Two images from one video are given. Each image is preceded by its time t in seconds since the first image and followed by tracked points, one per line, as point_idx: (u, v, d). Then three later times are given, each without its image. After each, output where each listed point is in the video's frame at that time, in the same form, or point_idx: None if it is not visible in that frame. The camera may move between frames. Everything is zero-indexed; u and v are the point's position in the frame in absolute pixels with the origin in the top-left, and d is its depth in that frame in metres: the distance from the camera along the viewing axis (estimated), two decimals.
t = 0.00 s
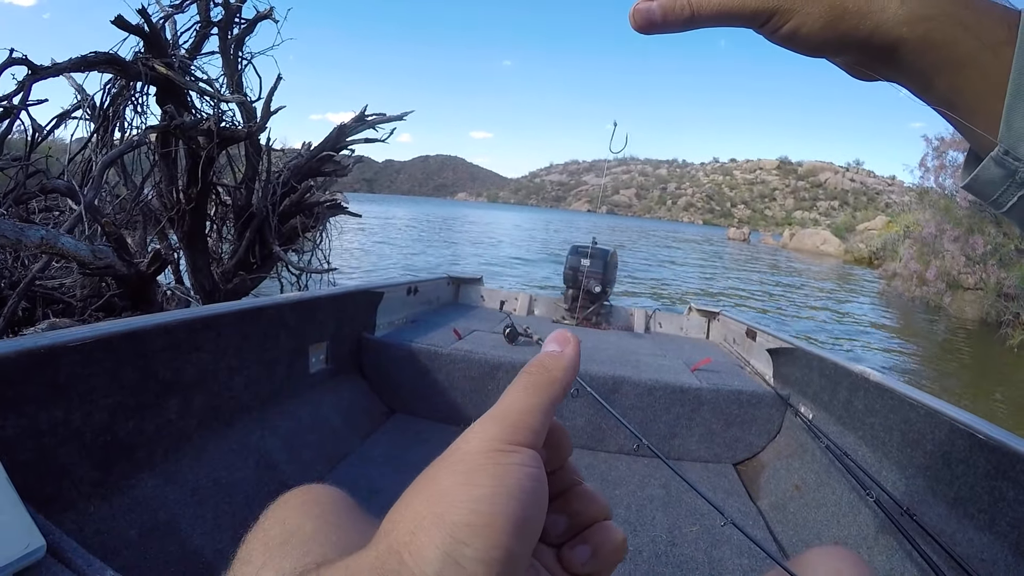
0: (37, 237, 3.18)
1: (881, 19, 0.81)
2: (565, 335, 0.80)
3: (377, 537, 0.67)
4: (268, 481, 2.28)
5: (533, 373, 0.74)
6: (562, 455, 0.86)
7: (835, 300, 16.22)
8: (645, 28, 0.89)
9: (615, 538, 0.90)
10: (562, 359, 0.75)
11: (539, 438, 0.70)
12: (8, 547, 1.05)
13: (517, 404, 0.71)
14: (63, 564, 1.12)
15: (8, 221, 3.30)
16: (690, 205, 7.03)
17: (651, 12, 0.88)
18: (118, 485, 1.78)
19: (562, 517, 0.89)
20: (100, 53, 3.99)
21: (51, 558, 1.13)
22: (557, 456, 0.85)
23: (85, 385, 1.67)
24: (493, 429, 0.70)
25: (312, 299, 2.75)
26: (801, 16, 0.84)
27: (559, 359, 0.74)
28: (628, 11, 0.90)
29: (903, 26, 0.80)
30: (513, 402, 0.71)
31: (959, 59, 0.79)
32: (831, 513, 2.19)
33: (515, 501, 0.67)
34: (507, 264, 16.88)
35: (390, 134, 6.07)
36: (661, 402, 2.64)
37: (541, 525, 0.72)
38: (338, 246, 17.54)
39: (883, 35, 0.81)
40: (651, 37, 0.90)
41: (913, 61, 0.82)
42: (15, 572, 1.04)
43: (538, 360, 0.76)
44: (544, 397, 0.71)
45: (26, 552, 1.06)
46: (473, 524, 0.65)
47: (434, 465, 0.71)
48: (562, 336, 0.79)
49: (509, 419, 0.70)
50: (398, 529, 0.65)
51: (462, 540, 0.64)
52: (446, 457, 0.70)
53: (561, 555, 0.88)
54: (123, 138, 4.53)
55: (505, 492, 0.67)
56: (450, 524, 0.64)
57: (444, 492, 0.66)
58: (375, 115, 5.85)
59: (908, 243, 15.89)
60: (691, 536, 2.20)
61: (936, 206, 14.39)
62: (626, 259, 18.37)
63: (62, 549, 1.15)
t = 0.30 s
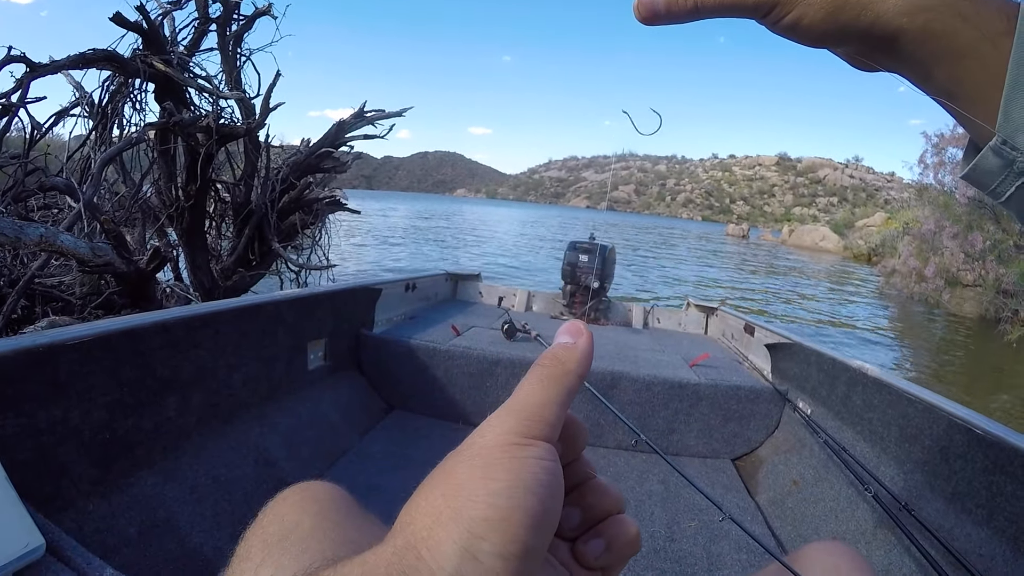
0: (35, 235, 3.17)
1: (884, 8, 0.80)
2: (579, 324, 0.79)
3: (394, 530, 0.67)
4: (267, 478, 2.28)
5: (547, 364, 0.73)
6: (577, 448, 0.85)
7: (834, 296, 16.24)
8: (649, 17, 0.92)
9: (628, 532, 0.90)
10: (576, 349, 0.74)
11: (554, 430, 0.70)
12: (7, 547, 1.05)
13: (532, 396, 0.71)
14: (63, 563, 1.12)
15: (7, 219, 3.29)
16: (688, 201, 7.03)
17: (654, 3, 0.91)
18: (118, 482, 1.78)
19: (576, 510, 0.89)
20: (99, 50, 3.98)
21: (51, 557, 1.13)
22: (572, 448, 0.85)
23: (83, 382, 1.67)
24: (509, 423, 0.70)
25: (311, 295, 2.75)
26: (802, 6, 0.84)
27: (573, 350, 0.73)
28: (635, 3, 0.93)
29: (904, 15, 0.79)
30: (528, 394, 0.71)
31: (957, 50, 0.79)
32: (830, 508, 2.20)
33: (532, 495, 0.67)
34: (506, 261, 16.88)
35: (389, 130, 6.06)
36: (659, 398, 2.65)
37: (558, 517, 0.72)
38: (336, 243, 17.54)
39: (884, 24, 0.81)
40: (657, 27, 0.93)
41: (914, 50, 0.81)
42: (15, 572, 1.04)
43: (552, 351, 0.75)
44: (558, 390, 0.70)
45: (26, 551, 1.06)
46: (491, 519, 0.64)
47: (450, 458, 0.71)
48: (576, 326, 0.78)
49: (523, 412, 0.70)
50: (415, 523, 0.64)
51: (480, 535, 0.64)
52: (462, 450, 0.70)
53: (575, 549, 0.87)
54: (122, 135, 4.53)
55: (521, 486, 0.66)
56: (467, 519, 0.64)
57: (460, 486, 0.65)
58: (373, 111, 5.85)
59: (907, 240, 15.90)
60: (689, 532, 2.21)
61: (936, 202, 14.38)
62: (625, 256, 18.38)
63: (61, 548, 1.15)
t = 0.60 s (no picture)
0: (37, 232, 3.17)
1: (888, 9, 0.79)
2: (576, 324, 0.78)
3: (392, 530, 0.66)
4: (267, 475, 2.28)
5: (545, 364, 0.73)
6: (576, 448, 0.85)
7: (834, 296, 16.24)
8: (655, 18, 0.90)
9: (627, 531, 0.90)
10: (574, 348, 0.73)
11: (554, 430, 0.70)
12: (7, 545, 1.05)
13: (532, 396, 0.70)
14: (62, 560, 1.12)
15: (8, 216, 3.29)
16: (688, 199, 7.03)
17: (661, 6, 0.89)
18: (117, 480, 1.77)
19: (574, 510, 0.89)
20: (100, 47, 3.98)
21: (51, 555, 1.13)
22: (569, 446, 0.85)
23: (82, 380, 1.67)
24: (509, 423, 0.69)
25: (311, 292, 2.75)
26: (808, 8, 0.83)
27: (570, 350, 0.73)
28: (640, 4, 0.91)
29: (907, 18, 0.79)
30: (527, 394, 0.71)
31: (960, 51, 0.78)
32: (830, 506, 2.19)
33: (531, 495, 0.67)
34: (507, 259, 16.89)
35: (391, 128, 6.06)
36: (659, 396, 2.64)
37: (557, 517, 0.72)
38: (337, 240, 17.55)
39: (887, 26, 0.80)
40: (663, 30, 0.91)
41: (916, 53, 0.81)
42: (14, 569, 1.04)
43: (549, 350, 0.75)
44: (558, 389, 0.70)
45: (25, 549, 1.06)
46: (490, 519, 0.64)
47: (449, 458, 0.70)
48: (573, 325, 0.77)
49: (522, 412, 0.69)
50: (414, 522, 0.64)
51: (478, 535, 0.64)
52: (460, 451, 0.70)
53: (573, 548, 0.88)
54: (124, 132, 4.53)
55: (519, 487, 0.66)
56: (465, 519, 0.63)
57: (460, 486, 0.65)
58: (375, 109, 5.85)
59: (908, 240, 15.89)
60: (689, 529, 2.21)
61: (937, 202, 14.36)
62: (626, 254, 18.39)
63: (61, 546, 1.15)
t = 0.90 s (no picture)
0: (46, 228, 3.21)
1: (890, 16, 0.81)
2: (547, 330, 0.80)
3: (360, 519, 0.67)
4: (269, 474, 2.29)
5: (518, 363, 0.74)
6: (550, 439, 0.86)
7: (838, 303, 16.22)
8: (663, 29, 0.92)
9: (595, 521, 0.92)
10: (547, 351, 0.75)
11: (524, 424, 0.71)
12: (10, 539, 1.06)
13: (503, 390, 0.72)
14: (64, 556, 1.13)
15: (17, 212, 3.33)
16: (694, 205, 7.05)
17: (668, 15, 0.90)
18: (119, 477, 1.79)
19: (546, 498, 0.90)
20: (110, 46, 4.02)
21: (53, 551, 1.14)
22: (538, 442, 0.86)
23: (86, 377, 1.68)
24: (480, 416, 0.70)
25: (315, 293, 2.77)
26: (811, 17, 0.84)
27: (544, 352, 0.75)
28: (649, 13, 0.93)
29: (907, 26, 0.81)
30: (498, 390, 0.72)
31: (960, 58, 0.80)
32: (831, 513, 2.19)
33: (499, 485, 0.68)
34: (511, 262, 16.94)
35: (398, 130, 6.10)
36: (661, 401, 2.65)
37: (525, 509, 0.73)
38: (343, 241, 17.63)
39: (890, 34, 0.81)
40: (670, 38, 0.93)
41: (917, 59, 0.82)
42: (17, 564, 1.05)
43: (523, 351, 0.76)
44: (529, 385, 0.72)
45: (27, 545, 1.07)
46: (457, 507, 0.65)
47: (420, 449, 0.71)
48: (545, 331, 0.79)
49: (494, 407, 0.71)
50: (384, 510, 0.65)
51: (448, 522, 0.65)
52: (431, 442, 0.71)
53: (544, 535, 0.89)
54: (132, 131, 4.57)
55: (488, 476, 0.67)
56: (435, 507, 0.64)
57: (430, 474, 0.66)
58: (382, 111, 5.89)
59: (913, 249, 15.87)
60: (690, 535, 2.21)
61: (942, 211, 14.34)
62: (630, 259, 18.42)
63: (63, 541, 1.16)
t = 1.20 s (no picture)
0: (46, 226, 3.21)
1: (894, 34, 0.80)
2: (499, 305, 0.73)
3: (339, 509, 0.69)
4: (267, 474, 2.30)
5: (472, 352, 0.68)
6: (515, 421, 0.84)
7: (837, 309, 16.23)
8: (670, 49, 0.96)
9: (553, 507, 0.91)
10: (497, 334, 0.68)
11: (492, 415, 0.69)
12: (9, 537, 1.06)
13: (469, 381, 0.68)
14: (63, 554, 1.13)
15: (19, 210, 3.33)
16: (694, 210, 7.06)
17: (675, 35, 0.95)
18: (118, 476, 1.79)
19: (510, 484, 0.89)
20: (113, 44, 4.03)
21: (52, 550, 1.14)
22: (508, 430, 0.83)
23: (87, 375, 1.68)
24: (443, 411, 0.68)
25: (316, 294, 2.77)
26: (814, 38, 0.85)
27: (494, 338, 0.68)
28: (658, 33, 0.98)
29: (910, 44, 0.80)
30: (464, 380, 0.68)
31: (961, 76, 0.80)
32: (829, 518, 2.20)
33: (474, 478, 0.68)
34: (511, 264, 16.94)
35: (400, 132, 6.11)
36: (660, 405, 2.65)
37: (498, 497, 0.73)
38: (343, 242, 17.61)
39: (894, 51, 0.81)
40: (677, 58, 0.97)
41: (920, 77, 0.82)
42: (16, 561, 1.06)
43: (473, 334, 0.70)
44: (495, 378, 0.67)
45: (25, 542, 1.08)
46: (435, 500, 0.66)
47: (387, 445, 0.70)
48: (497, 306, 0.72)
49: (455, 401, 0.67)
50: (361, 504, 0.67)
51: (428, 518, 0.66)
52: (399, 438, 0.70)
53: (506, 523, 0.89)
54: (134, 129, 4.58)
55: (462, 470, 0.67)
56: (413, 504, 0.65)
57: (403, 473, 0.67)
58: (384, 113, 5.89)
59: (913, 254, 15.90)
60: (688, 539, 2.21)
61: (942, 217, 14.37)
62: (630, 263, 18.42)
63: (62, 540, 1.17)
